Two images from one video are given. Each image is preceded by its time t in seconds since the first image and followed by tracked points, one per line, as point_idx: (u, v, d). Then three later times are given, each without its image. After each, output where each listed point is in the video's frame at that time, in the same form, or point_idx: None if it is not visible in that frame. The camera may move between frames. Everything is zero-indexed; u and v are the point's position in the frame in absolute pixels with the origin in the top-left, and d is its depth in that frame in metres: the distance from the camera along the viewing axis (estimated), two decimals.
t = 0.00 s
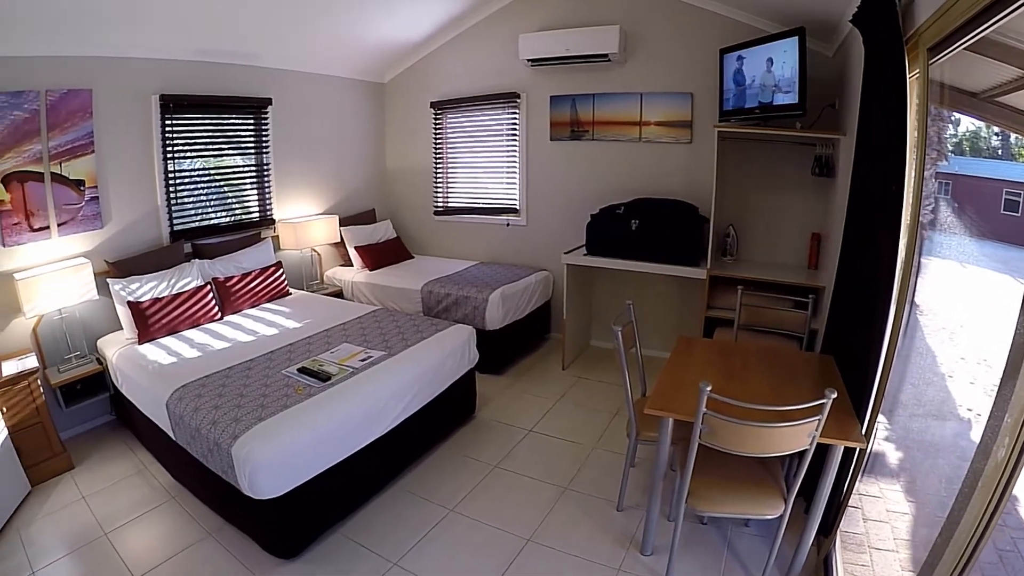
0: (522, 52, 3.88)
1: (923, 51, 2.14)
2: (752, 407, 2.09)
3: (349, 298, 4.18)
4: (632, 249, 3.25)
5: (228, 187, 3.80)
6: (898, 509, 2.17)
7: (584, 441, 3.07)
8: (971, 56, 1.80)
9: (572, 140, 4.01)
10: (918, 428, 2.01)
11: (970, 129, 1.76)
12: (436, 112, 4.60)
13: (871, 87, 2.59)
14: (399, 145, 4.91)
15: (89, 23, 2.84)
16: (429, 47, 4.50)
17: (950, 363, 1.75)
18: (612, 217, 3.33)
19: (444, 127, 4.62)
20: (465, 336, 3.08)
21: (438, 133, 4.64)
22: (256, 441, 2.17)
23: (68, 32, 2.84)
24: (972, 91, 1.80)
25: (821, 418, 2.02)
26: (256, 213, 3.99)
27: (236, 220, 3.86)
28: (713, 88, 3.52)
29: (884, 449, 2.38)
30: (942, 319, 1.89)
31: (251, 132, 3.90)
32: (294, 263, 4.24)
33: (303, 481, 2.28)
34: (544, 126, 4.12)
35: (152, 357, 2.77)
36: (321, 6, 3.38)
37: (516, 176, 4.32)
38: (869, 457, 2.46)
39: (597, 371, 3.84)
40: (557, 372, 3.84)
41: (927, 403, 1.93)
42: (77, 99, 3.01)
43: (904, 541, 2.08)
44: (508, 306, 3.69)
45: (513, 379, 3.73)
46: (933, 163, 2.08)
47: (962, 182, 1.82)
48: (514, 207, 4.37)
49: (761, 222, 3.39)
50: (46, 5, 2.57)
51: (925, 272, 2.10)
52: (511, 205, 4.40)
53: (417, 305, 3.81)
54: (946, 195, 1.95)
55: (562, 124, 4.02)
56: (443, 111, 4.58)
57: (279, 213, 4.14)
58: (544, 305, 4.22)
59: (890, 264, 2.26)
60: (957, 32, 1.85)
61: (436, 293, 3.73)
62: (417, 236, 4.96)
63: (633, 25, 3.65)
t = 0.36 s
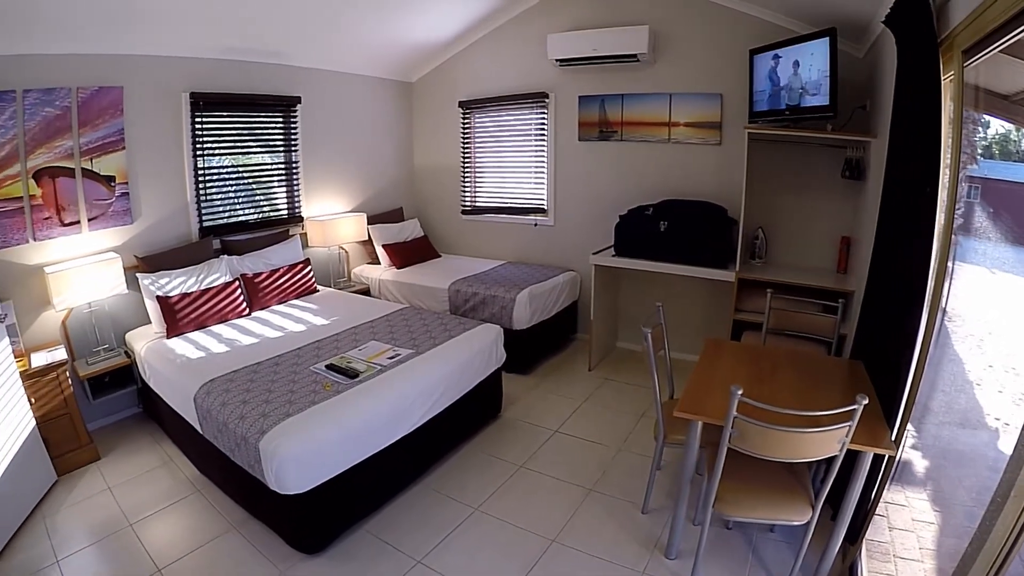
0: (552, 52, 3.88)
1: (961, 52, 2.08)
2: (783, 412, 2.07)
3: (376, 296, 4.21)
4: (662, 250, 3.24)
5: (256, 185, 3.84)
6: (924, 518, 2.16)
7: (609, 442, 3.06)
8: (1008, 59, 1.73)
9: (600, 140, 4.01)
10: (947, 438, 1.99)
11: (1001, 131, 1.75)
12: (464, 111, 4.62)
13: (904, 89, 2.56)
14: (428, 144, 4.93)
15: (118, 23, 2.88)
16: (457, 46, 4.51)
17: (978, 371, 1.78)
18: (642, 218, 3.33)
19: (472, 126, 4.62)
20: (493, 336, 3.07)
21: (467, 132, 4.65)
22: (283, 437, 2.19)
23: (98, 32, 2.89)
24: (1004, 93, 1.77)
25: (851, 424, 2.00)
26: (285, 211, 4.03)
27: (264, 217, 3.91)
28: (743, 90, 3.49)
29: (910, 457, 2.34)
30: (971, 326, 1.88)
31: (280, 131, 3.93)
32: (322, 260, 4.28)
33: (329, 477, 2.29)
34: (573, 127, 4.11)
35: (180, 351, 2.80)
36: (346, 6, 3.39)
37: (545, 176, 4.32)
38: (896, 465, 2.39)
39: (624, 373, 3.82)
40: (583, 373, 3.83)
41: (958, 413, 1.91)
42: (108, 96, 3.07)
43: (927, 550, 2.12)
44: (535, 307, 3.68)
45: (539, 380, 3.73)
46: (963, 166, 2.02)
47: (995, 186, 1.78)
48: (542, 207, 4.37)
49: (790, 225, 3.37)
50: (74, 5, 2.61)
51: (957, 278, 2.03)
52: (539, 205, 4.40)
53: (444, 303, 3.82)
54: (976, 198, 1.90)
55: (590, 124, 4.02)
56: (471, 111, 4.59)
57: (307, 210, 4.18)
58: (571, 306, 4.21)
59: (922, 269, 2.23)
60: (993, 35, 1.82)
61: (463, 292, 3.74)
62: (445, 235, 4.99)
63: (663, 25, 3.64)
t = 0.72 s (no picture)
0: (586, 51, 3.86)
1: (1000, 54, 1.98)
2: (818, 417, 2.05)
3: (407, 293, 4.25)
4: (696, 252, 3.22)
5: (289, 181, 3.89)
6: (953, 530, 2.18)
7: (639, 444, 3.05)
8: None
9: (634, 140, 3.99)
10: (982, 449, 1.97)
11: None
12: (498, 110, 4.63)
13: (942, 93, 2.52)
14: (461, 142, 4.97)
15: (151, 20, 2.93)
16: (489, 45, 4.53)
17: (1012, 381, 1.78)
18: (676, 219, 3.34)
19: (506, 124, 4.64)
20: (526, 335, 3.07)
21: (499, 131, 4.67)
22: (316, 432, 2.21)
23: (132, 30, 2.94)
24: None
25: (888, 431, 1.97)
26: (318, 208, 4.08)
27: (296, 213, 3.95)
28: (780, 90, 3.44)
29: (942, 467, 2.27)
30: (1003, 334, 1.89)
31: (314, 127, 3.98)
32: (355, 257, 4.35)
33: (359, 473, 2.31)
34: (607, 126, 4.10)
35: (213, 344, 2.83)
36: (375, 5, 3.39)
37: (578, 176, 4.32)
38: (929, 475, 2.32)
39: (655, 375, 3.80)
40: (614, 374, 3.81)
41: (992, 422, 1.90)
42: (144, 93, 3.13)
43: (959, 561, 2.13)
44: (567, 307, 3.67)
45: (570, 380, 3.73)
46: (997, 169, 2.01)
47: None
48: (575, 207, 4.37)
49: (826, 229, 3.33)
50: (108, 4, 2.66)
51: (993, 283, 1.99)
52: (572, 205, 4.40)
53: (476, 301, 3.84)
54: (1011, 204, 1.89)
55: (623, 124, 4.00)
56: (504, 110, 4.60)
57: (339, 206, 4.23)
58: (603, 306, 4.19)
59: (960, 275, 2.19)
60: None
61: (495, 291, 3.75)
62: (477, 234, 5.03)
63: (698, 24, 3.62)
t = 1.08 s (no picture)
0: (622, 49, 3.86)
1: None
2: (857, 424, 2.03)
3: (441, 289, 4.32)
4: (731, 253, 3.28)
5: (324, 177, 3.97)
6: (986, 544, 2.15)
7: (671, 446, 3.05)
8: None
9: (671, 140, 3.98)
10: None
11: None
12: (535, 108, 4.67)
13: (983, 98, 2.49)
14: (497, 140, 5.02)
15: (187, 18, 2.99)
16: (526, 43, 4.58)
17: None
18: (713, 220, 3.40)
19: (542, 122, 4.68)
20: (561, 334, 3.06)
21: (536, 129, 4.72)
22: (350, 426, 2.24)
23: (169, 27, 3.01)
24: None
25: (926, 440, 1.94)
26: (355, 204, 4.17)
27: (331, 209, 4.04)
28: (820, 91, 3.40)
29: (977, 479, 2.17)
30: None
31: (352, 124, 4.07)
32: (390, 253, 4.45)
33: (393, 468, 2.33)
34: (643, 125, 4.11)
35: (248, 337, 2.86)
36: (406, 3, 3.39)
37: (615, 176, 4.33)
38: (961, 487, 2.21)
39: (689, 376, 3.79)
40: (647, 375, 3.81)
41: None
42: (183, 89, 3.24)
43: None
44: (602, 306, 3.67)
45: (604, 381, 3.74)
46: None
47: None
48: (611, 208, 4.38)
49: (865, 233, 3.32)
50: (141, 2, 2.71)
51: None
52: (608, 205, 4.42)
53: (512, 299, 3.87)
54: None
55: (661, 124, 4.00)
56: (541, 108, 4.64)
57: (377, 203, 4.34)
58: (638, 307, 4.19)
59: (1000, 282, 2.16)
60: None
61: (531, 290, 3.78)
62: (512, 233, 5.10)
63: (737, 23, 3.60)
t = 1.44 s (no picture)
0: (663, 48, 3.89)
1: None
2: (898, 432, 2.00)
3: (479, 286, 4.41)
4: (768, 254, 3.39)
5: (363, 173, 4.10)
6: None
7: (707, 450, 3.08)
8: None
9: (711, 139, 4.00)
10: None
11: None
12: (573, 106, 4.75)
13: None
14: (536, 138, 5.10)
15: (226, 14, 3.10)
16: (565, 41, 4.65)
17: None
18: (753, 220, 3.51)
19: (582, 122, 4.76)
20: (599, 334, 3.06)
21: (575, 128, 4.80)
22: (388, 420, 2.29)
23: (210, 21, 3.12)
24: None
25: (968, 450, 1.90)
26: (394, 201, 4.33)
27: (369, 204, 4.17)
28: (862, 92, 3.36)
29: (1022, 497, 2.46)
30: None
31: (391, 120, 4.19)
32: (429, 248, 4.58)
33: (428, 463, 2.38)
34: (683, 124, 4.14)
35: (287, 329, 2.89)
36: None
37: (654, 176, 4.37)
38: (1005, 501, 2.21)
39: (725, 379, 3.80)
40: (683, 376, 3.83)
41: None
42: (224, 85, 3.38)
43: None
44: (640, 307, 3.68)
45: (640, 381, 3.78)
46: None
47: None
48: (650, 207, 4.43)
49: (907, 237, 3.29)
50: None
51: None
52: (647, 204, 4.46)
53: (549, 298, 3.92)
54: None
55: (701, 123, 4.02)
56: (580, 106, 4.72)
57: (415, 198, 4.46)
58: (675, 307, 4.21)
59: None
60: None
61: (569, 288, 3.82)
62: (550, 231, 5.19)
63: (778, 20, 3.59)
